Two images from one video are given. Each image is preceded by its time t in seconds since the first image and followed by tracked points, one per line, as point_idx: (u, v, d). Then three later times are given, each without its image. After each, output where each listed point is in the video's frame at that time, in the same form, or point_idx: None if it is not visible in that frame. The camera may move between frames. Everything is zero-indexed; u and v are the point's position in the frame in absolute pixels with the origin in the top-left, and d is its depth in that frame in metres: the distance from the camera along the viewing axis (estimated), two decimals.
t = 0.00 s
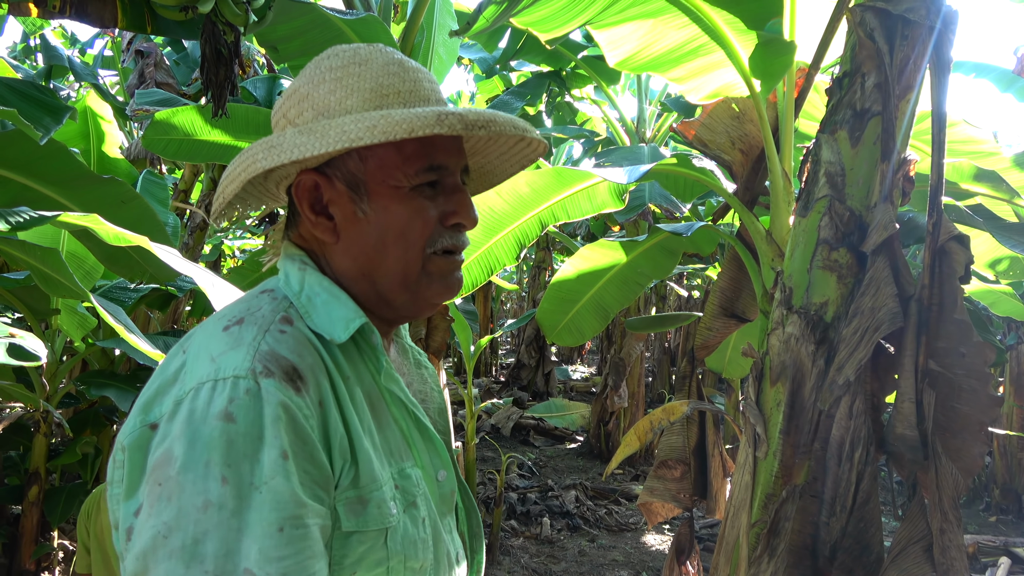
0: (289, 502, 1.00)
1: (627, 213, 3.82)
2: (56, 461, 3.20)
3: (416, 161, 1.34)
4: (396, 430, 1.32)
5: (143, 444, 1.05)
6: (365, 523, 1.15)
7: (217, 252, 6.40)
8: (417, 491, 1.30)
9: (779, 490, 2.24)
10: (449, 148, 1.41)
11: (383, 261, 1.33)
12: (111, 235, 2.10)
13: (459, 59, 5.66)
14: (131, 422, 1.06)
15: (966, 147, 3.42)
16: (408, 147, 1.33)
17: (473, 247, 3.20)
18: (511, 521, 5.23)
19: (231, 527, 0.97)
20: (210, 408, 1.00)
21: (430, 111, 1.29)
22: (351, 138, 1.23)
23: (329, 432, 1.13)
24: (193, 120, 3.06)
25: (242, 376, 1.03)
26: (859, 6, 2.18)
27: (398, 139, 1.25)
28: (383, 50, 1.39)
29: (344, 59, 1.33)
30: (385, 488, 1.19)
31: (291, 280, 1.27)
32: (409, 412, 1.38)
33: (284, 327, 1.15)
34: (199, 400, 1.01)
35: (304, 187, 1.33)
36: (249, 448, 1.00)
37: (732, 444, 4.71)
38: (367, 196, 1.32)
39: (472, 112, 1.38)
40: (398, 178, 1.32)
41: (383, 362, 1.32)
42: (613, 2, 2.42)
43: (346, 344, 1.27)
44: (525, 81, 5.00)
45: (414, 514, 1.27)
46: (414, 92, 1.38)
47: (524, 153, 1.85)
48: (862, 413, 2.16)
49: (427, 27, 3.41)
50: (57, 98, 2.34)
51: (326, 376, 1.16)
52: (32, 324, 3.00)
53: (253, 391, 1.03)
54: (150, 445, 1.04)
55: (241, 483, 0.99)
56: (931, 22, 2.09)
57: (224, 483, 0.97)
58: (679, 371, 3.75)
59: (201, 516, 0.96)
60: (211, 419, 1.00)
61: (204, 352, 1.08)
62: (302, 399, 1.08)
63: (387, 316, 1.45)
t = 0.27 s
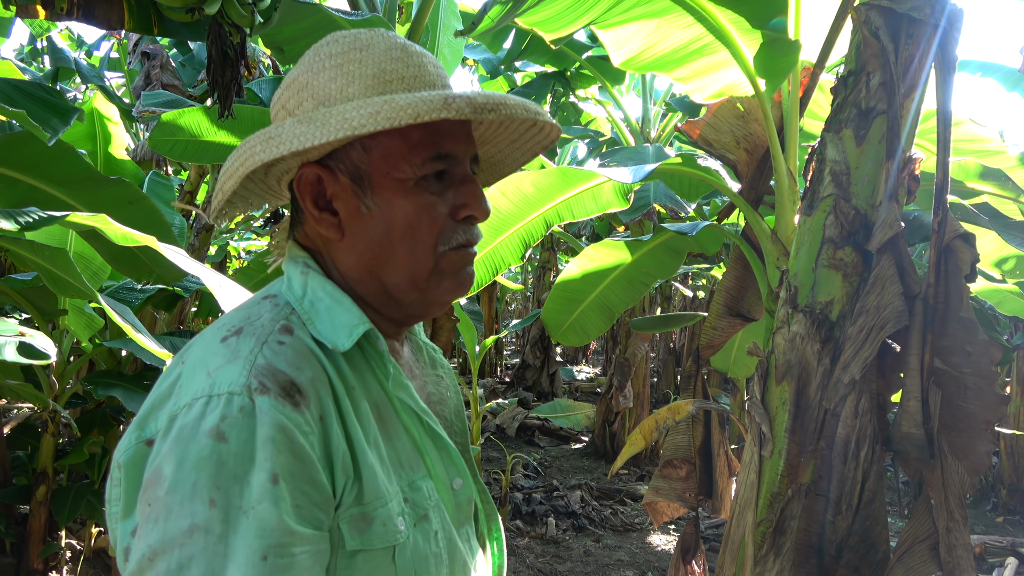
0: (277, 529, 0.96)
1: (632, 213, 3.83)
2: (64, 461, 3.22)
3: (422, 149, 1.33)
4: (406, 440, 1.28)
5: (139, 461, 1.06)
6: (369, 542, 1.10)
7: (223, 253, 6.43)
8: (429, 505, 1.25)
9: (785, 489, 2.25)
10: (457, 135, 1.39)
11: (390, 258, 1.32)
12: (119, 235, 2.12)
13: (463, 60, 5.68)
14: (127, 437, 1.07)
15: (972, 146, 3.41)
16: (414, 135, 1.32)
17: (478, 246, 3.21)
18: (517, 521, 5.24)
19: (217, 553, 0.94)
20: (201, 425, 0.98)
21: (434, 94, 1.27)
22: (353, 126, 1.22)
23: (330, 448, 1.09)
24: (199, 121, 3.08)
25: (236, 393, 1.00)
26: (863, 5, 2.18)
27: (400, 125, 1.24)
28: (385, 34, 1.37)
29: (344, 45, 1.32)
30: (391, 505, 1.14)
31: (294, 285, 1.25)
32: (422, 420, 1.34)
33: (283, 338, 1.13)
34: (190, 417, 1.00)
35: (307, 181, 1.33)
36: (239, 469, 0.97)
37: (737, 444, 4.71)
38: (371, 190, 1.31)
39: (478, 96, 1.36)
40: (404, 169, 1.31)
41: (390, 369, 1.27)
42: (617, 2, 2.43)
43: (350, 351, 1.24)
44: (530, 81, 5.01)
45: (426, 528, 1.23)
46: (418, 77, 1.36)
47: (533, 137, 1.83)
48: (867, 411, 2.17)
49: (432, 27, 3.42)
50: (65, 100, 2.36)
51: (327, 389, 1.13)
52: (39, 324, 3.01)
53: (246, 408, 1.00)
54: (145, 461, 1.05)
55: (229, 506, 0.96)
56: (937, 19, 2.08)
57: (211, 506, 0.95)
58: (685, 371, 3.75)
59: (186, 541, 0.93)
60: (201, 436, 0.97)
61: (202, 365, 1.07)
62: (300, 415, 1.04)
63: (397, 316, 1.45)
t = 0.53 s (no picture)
0: (268, 542, 0.96)
1: (636, 214, 3.83)
2: (70, 459, 3.24)
3: (433, 146, 1.34)
4: (412, 447, 1.27)
5: (140, 469, 1.06)
6: (370, 552, 1.10)
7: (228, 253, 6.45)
8: (434, 512, 1.24)
9: (789, 489, 2.25)
10: (470, 133, 1.39)
11: (398, 258, 1.33)
12: (126, 234, 2.13)
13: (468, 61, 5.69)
14: (129, 448, 1.07)
15: (977, 147, 3.41)
16: (425, 132, 1.33)
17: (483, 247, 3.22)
18: (520, 522, 5.24)
19: (210, 564, 0.95)
20: (196, 435, 0.99)
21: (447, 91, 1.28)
22: (363, 122, 1.23)
23: (329, 458, 1.08)
24: (205, 122, 3.10)
25: (232, 403, 1.01)
26: (868, 6, 2.18)
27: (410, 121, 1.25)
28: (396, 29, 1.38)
29: (355, 40, 1.33)
30: (393, 514, 1.13)
31: (297, 290, 1.25)
32: (430, 426, 1.32)
33: (281, 345, 1.12)
34: (186, 427, 1.00)
35: (315, 178, 1.34)
36: (233, 480, 0.98)
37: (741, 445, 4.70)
38: (380, 189, 1.32)
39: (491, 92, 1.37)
40: (413, 168, 1.32)
41: (393, 373, 1.25)
42: (622, 3, 2.43)
43: (353, 357, 1.23)
44: (534, 82, 5.02)
45: (432, 536, 1.22)
46: (429, 73, 1.37)
47: (542, 134, 1.84)
48: (871, 412, 2.17)
49: (437, 28, 3.43)
50: (72, 100, 2.38)
51: (327, 396, 1.12)
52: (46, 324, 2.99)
53: (241, 419, 1.00)
54: (146, 470, 1.06)
55: (223, 518, 0.96)
56: (941, 20, 2.08)
57: (205, 517, 0.95)
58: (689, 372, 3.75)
59: (180, 552, 0.94)
60: (197, 447, 0.98)
61: (202, 373, 1.07)
62: (297, 424, 1.04)
63: (405, 317, 1.45)
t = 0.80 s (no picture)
0: (266, 539, 0.96)
1: (639, 215, 3.84)
2: (74, 459, 3.25)
3: (415, 141, 1.33)
4: (415, 445, 1.27)
5: (146, 468, 1.06)
6: (371, 549, 1.10)
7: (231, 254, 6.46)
8: (438, 509, 1.24)
9: (792, 490, 2.25)
10: (457, 126, 1.38)
11: (383, 253, 1.34)
12: (130, 233, 2.14)
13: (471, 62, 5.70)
14: (135, 446, 1.08)
15: (981, 147, 3.40)
16: (407, 123, 1.32)
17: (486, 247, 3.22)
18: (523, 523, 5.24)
19: (212, 561, 0.95)
20: (199, 433, 1.00)
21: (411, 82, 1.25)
22: (320, 119, 1.24)
23: (328, 455, 1.09)
24: (210, 122, 3.10)
25: (231, 401, 1.01)
26: (872, 6, 2.18)
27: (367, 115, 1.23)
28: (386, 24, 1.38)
29: (343, 37, 1.34)
30: (394, 511, 1.14)
31: (299, 289, 1.27)
32: (433, 423, 1.32)
33: (281, 344, 1.12)
34: (188, 426, 1.01)
35: (305, 176, 1.37)
36: (233, 477, 0.98)
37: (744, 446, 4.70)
38: (364, 184, 1.33)
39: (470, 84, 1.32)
40: (396, 164, 1.32)
41: (394, 371, 1.25)
42: (625, 3, 2.44)
43: (354, 355, 1.24)
44: (537, 83, 5.02)
45: (435, 533, 1.22)
46: (417, 67, 1.35)
47: (557, 126, 1.79)
48: (875, 412, 2.17)
49: (440, 29, 3.44)
50: (76, 100, 2.38)
51: (326, 394, 1.12)
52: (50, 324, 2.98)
53: (240, 417, 1.00)
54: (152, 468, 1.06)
55: (224, 515, 0.97)
56: (945, 20, 2.08)
57: (206, 514, 0.96)
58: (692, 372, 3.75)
59: (182, 549, 0.95)
60: (198, 445, 0.98)
61: (204, 373, 1.08)
62: (295, 422, 1.04)
63: (404, 315, 1.46)
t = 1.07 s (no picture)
0: (256, 523, 0.96)
1: (643, 214, 3.87)
2: (78, 458, 3.25)
3: (383, 141, 1.32)
4: (411, 436, 1.25)
5: (148, 455, 1.07)
6: (362, 537, 1.09)
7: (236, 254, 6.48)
8: (432, 501, 1.22)
9: (795, 489, 2.25)
10: (428, 124, 1.36)
11: (358, 252, 1.36)
12: (134, 232, 2.15)
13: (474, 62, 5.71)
14: (139, 434, 1.08)
15: (985, 146, 3.39)
16: (374, 124, 1.32)
17: (488, 247, 3.21)
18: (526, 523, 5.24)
19: (206, 544, 0.96)
20: (197, 421, 1.00)
21: (342, 86, 1.24)
22: (270, 124, 1.30)
23: (320, 444, 1.09)
24: (213, 123, 3.11)
25: (226, 388, 1.02)
26: (875, 5, 2.17)
27: (305, 119, 1.26)
28: (363, 22, 1.36)
29: (325, 38, 1.36)
30: (385, 500, 1.12)
31: (300, 284, 1.29)
32: (431, 415, 1.30)
33: (278, 334, 1.13)
34: (187, 413, 1.02)
35: (294, 174, 1.43)
36: (227, 462, 0.98)
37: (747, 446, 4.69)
38: (338, 184, 1.36)
39: (417, 84, 1.26)
40: (366, 163, 1.33)
41: (391, 363, 1.25)
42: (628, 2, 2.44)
43: (350, 346, 1.24)
44: (540, 84, 5.02)
45: (428, 525, 1.20)
46: (389, 66, 1.33)
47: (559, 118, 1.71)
48: (879, 411, 2.16)
49: (442, 29, 3.44)
50: (80, 100, 2.38)
51: (319, 384, 1.12)
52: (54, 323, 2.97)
53: (235, 404, 1.01)
54: (154, 456, 1.06)
55: (217, 499, 0.97)
56: (948, 19, 2.06)
57: (201, 498, 0.96)
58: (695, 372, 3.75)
59: (178, 532, 0.96)
60: (195, 432, 0.99)
61: (205, 362, 1.09)
62: (286, 410, 1.04)
63: (399, 311, 1.46)
